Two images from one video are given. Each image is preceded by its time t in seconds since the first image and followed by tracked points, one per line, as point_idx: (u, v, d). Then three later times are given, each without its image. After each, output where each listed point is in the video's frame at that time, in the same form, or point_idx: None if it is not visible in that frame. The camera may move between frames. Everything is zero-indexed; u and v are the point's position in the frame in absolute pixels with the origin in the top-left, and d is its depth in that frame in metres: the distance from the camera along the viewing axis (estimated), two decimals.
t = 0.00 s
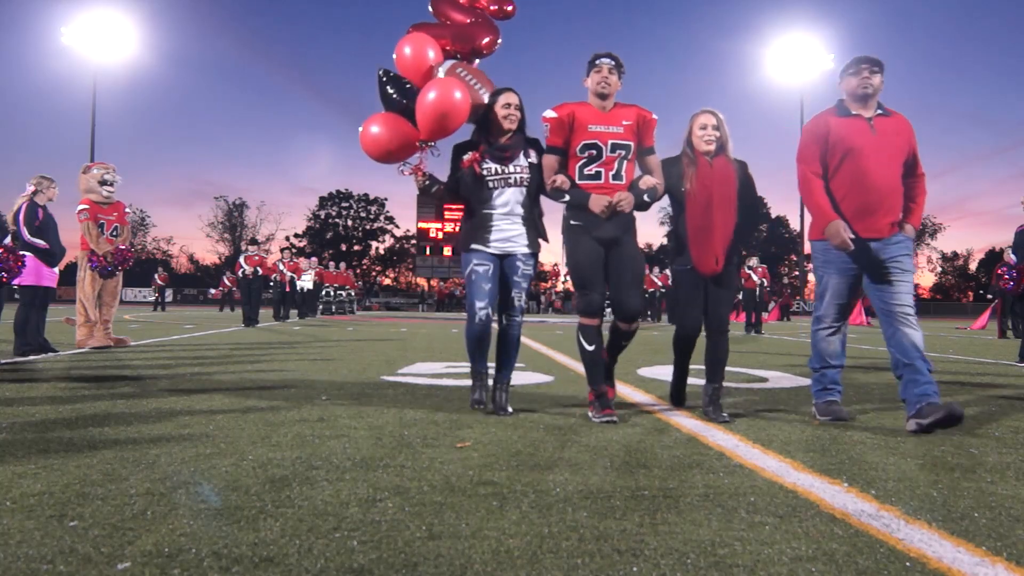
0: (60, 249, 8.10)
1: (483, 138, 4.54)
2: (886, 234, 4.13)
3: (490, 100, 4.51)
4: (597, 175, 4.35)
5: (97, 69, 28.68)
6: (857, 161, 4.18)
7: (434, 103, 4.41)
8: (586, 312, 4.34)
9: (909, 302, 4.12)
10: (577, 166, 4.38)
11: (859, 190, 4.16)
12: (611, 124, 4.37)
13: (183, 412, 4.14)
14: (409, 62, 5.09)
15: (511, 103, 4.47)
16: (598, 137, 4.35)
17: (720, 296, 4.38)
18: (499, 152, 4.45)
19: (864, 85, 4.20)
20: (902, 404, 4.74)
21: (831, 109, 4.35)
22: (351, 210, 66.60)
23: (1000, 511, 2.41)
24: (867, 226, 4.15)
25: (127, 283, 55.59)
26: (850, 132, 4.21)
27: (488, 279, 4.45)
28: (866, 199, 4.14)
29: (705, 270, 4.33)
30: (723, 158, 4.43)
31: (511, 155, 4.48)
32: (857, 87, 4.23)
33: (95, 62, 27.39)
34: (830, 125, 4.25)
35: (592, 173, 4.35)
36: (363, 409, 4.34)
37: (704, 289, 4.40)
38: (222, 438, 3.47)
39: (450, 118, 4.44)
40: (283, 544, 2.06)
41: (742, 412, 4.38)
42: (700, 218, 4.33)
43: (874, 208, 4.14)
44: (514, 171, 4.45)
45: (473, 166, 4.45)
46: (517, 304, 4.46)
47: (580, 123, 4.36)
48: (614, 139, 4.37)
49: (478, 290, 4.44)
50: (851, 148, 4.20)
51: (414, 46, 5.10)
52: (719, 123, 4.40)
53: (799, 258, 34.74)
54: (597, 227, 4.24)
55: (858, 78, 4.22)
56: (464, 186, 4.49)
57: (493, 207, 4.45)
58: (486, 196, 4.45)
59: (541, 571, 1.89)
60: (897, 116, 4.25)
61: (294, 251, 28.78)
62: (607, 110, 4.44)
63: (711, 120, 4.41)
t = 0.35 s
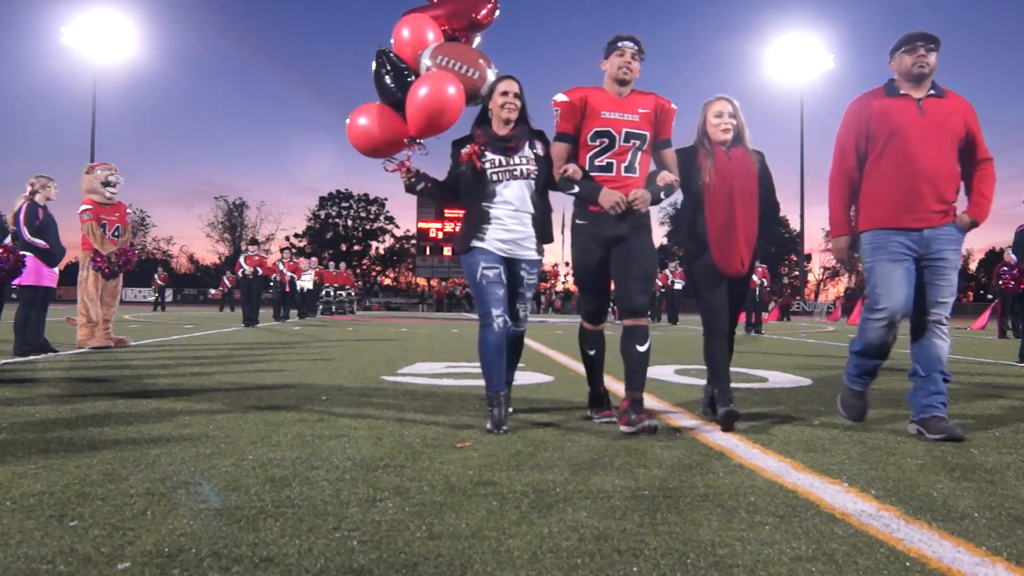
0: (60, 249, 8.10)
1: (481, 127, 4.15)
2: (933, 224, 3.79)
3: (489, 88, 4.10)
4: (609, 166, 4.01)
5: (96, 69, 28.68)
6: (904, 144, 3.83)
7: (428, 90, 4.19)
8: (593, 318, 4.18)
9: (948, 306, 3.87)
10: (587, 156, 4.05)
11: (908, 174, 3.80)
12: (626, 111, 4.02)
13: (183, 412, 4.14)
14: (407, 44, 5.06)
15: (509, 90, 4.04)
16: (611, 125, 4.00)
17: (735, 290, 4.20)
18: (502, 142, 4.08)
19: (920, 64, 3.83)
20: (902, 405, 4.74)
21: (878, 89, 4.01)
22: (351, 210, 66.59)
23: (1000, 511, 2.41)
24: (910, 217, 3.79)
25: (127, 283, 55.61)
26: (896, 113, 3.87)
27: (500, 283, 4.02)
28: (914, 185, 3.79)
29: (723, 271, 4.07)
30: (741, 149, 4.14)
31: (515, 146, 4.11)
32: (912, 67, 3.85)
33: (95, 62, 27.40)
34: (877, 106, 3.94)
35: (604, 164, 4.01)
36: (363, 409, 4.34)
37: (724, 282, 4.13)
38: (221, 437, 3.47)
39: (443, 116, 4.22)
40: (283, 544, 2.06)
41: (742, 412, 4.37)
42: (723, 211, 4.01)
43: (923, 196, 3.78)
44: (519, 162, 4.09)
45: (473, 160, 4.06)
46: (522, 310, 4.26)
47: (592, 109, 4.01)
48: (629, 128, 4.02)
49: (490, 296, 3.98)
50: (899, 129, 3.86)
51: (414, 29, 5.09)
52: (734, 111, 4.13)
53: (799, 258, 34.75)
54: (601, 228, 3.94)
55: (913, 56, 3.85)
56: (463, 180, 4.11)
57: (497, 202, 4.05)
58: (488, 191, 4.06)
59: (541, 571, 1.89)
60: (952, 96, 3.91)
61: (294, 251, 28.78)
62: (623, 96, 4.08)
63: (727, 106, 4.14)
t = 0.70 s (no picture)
0: (60, 249, 8.10)
1: (485, 106, 3.78)
2: (975, 223, 3.55)
3: (492, 63, 3.75)
4: (628, 151, 3.73)
5: (96, 68, 28.67)
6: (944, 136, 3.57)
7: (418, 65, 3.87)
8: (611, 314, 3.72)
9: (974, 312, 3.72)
10: (604, 140, 3.77)
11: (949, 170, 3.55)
12: (648, 92, 3.75)
13: (182, 412, 4.14)
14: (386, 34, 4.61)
15: (515, 66, 3.70)
16: (632, 107, 3.73)
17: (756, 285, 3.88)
18: (507, 123, 3.70)
19: (954, 48, 3.57)
20: (902, 405, 4.73)
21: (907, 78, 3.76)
22: (351, 210, 66.57)
23: (1000, 511, 2.41)
24: (950, 214, 3.55)
25: (127, 283, 55.61)
26: (931, 104, 3.61)
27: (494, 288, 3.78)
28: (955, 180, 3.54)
29: (739, 266, 3.77)
30: (754, 136, 3.87)
31: (521, 127, 3.73)
32: (945, 51, 3.60)
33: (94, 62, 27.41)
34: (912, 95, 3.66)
35: (622, 148, 3.73)
36: (364, 409, 4.34)
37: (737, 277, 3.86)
38: (222, 438, 3.47)
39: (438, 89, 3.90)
40: (283, 544, 2.06)
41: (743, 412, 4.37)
42: (739, 200, 3.72)
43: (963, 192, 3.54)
44: (524, 147, 3.72)
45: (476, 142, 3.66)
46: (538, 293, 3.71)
47: (610, 91, 3.75)
48: (651, 111, 3.74)
49: (484, 302, 3.74)
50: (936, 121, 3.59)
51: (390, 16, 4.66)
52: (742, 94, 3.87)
53: (799, 258, 34.74)
54: (626, 214, 3.63)
55: (946, 39, 3.60)
56: (462, 164, 3.72)
57: (498, 190, 3.72)
58: (488, 176, 3.71)
59: (541, 571, 1.89)
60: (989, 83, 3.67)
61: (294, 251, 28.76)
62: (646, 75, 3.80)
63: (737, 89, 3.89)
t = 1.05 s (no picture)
0: (60, 249, 8.10)
1: (495, 87, 3.47)
2: None
3: (504, 42, 3.44)
4: (649, 143, 3.40)
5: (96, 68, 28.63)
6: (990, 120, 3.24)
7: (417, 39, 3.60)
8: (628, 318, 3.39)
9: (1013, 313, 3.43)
10: (621, 131, 3.44)
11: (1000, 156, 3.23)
12: (670, 78, 3.43)
13: (182, 412, 4.14)
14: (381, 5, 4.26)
15: (531, 45, 3.39)
16: (651, 95, 3.40)
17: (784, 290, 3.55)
18: (519, 104, 3.38)
19: (982, 27, 3.29)
20: (903, 404, 4.73)
21: (933, 61, 3.41)
22: (351, 210, 66.56)
23: (1000, 511, 2.41)
24: (1002, 203, 3.22)
25: (126, 283, 55.60)
26: (975, 85, 3.27)
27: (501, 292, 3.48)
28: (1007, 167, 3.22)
29: (760, 266, 3.52)
30: (780, 125, 3.57)
31: (533, 111, 3.39)
32: (972, 32, 3.31)
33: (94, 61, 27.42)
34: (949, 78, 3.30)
35: (644, 139, 3.40)
36: (364, 408, 4.34)
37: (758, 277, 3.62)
38: (221, 438, 3.47)
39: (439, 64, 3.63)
40: (283, 544, 2.06)
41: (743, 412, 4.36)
42: (761, 199, 3.51)
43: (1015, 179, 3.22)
44: (536, 131, 3.39)
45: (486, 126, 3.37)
46: (542, 305, 3.38)
47: (628, 76, 3.41)
48: (671, 99, 3.41)
49: (489, 306, 3.49)
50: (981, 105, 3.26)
51: None
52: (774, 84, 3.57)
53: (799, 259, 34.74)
54: (650, 212, 3.29)
55: (973, 19, 3.31)
56: (471, 149, 3.43)
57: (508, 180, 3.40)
58: (498, 161, 3.41)
59: (541, 571, 1.89)
60: None
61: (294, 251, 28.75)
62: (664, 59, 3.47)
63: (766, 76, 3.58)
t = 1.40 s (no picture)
0: (60, 249, 8.10)
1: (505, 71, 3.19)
2: None
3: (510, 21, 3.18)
4: (672, 123, 3.04)
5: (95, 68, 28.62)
6: None
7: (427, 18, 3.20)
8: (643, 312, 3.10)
9: None
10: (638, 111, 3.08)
11: None
12: (690, 53, 3.05)
13: (182, 412, 4.14)
14: None
15: (539, 23, 3.12)
16: (674, 69, 3.02)
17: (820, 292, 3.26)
18: (530, 91, 3.11)
19: None
20: (903, 405, 4.73)
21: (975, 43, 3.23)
22: (351, 210, 66.53)
23: (1001, 511, 2.41)
24: None
25: (126, 283, 55.60)
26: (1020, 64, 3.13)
27: (517, 276, 3.10)
28: None
29: (804, 262, 3.21)
30: (821, 106, 3.29)
31: (545, 96, 3.12)
32: None
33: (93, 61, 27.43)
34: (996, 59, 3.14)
35: (665, 119, 3.04)
36: (363, 409, 4.34)
37: (803, 287, 3.24)
38: (221, 438, 3.47)
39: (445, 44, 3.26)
40: (283, 544, 2.06)
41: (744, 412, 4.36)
42: (806, 184, 3.17)
43: None
44: (549, 120, 3.12)
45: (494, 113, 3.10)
46: (546, 312, 3.29)
47: (646, 51, 3.03)
48: (696, 74, 3.04)
49: (508, 293, 3.07)
50: None
51: None
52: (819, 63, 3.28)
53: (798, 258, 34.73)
54: (667, 200, 2.99)
55: None
56: (476, 140, 3.15)
57: (520, 172, 3.11)
58: (508, 154, 3.11)
59: (541, 571, 1.89)
60: None
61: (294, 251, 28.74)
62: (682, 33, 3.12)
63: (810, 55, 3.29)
